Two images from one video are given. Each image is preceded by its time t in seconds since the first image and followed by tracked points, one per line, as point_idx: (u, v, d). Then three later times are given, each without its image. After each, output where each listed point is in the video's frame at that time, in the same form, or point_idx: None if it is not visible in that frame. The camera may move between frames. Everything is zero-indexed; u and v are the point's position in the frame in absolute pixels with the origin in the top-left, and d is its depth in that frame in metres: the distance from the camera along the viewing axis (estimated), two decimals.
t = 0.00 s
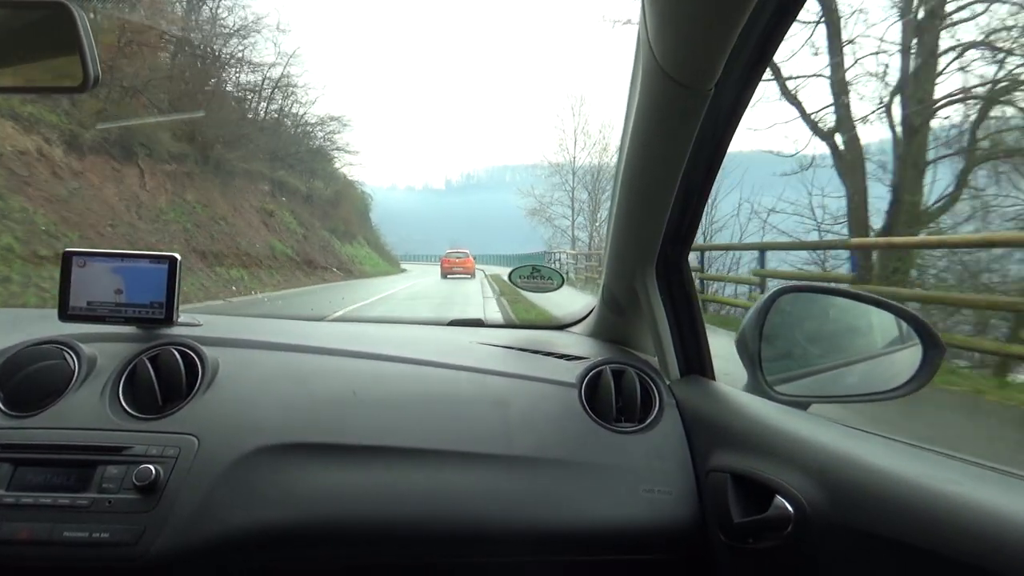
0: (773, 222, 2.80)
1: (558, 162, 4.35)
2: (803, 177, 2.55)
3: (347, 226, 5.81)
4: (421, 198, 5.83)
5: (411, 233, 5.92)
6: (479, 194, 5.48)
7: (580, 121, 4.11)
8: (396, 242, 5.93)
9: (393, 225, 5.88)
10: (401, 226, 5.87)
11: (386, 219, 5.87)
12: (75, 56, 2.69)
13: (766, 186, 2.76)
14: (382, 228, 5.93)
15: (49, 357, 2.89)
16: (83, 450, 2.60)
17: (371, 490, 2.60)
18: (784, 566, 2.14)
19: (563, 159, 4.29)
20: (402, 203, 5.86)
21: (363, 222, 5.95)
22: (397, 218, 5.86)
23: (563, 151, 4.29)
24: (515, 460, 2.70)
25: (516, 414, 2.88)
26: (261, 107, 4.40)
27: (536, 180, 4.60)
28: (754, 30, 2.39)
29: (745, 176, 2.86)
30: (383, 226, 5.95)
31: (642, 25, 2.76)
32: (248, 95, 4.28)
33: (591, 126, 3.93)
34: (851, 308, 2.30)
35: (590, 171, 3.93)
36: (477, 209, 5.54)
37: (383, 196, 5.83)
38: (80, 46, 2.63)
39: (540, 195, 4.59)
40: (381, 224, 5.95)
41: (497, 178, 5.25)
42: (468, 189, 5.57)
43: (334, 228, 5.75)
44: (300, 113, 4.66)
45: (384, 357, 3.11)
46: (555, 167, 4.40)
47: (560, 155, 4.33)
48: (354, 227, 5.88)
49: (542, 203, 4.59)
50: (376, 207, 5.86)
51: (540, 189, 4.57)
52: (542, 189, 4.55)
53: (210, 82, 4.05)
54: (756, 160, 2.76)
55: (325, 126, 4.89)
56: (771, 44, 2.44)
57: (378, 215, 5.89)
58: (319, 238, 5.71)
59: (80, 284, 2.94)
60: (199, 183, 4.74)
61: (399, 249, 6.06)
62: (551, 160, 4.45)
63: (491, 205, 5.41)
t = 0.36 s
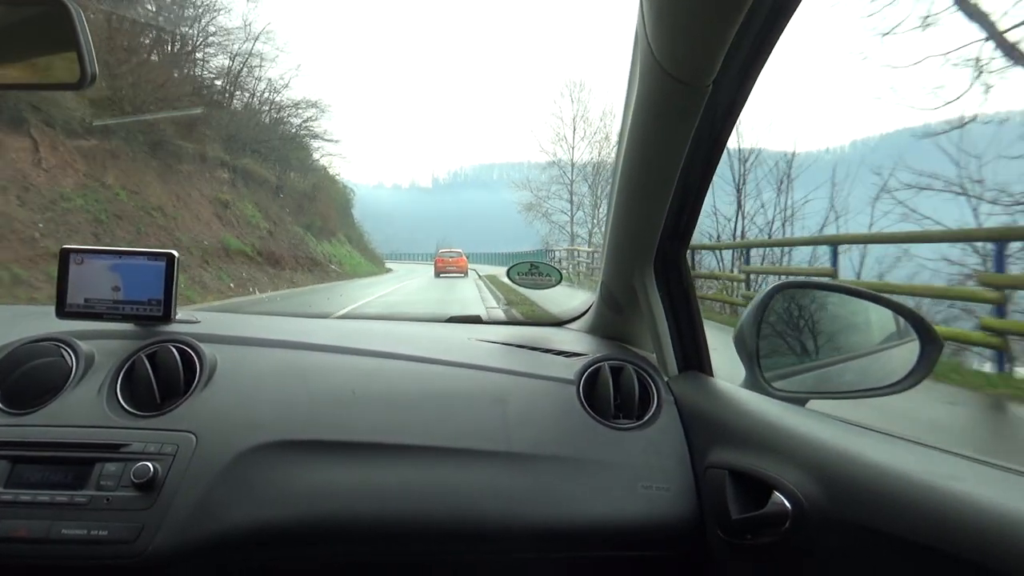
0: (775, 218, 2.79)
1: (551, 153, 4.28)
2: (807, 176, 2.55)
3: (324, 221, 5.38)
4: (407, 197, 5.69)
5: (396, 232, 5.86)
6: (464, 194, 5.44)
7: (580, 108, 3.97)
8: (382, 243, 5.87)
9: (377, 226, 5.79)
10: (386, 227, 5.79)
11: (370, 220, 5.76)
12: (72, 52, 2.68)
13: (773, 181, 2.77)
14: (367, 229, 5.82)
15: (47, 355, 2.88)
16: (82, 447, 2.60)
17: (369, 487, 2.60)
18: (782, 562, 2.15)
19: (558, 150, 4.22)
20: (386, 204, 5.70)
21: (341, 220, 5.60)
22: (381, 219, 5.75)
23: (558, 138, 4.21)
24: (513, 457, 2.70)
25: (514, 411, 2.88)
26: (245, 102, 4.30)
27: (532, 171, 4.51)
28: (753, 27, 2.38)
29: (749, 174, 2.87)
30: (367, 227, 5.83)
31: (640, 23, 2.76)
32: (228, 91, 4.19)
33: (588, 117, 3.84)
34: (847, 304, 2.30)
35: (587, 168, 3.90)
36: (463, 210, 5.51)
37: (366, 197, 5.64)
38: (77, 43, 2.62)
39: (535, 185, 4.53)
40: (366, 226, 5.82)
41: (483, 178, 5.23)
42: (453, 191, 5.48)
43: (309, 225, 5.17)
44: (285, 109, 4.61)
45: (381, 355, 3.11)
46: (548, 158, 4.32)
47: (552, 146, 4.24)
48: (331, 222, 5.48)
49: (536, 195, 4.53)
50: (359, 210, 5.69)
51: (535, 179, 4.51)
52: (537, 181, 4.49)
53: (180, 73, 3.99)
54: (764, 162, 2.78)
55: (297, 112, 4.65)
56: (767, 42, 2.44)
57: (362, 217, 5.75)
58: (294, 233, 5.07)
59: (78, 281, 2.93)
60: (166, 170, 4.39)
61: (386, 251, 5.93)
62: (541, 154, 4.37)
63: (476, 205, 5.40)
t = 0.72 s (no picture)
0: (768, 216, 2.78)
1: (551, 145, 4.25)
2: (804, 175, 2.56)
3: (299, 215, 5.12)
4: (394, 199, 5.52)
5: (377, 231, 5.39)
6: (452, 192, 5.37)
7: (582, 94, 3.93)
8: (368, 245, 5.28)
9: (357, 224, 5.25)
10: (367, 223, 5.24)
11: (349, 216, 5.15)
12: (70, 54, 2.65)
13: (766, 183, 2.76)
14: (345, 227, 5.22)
15: (45, 357, 2.88)
16: (80, 449, 2.59)
17: (370, 488, 2.61)
18: (781, 562, 2.16)
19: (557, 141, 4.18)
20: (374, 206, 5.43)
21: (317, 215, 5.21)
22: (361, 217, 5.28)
23: (558, 126, 4.18)
24: (512, 458, 2.70)
25: (513, 411, 2.88)
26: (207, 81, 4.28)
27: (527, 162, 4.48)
28: (751, 27, 2.38)
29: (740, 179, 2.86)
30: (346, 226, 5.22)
31: (638, 24, 2.76)
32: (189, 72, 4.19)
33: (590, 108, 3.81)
34: (845, 305, 2.31)
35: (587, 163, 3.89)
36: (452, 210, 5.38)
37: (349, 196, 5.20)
38: (75, 45, 2.61)
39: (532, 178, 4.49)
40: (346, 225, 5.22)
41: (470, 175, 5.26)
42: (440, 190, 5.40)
43: (279, 220, 5.00)
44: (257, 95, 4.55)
45: (380, 356, 3.11)
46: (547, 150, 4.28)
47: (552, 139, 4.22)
48: (308, 217, 5.17)
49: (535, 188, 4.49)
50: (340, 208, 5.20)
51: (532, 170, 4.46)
52: (535, 175, 4.45)
53: (149, 58, 3.95)
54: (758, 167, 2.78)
55: (273, 96, 4.61)
56: (765, 42, 2.44)
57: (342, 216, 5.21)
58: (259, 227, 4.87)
59: (76, 283, 2.92)
60: (103, 155, 4.07)
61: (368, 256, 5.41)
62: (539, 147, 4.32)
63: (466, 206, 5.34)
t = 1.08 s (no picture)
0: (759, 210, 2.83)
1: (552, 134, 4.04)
2: (803, 168, 2.56)
3: (268, 208, 4.58)
4: (380, 199, 5.35)
5: (368, 234, 5.39)
6: (440, 191, 5.23)
7: (585, 78, 3.75)
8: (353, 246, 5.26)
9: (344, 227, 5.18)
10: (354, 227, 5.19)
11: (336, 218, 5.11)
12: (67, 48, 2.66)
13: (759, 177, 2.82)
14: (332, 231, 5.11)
15: (43, 352, 2.87)
16: (79, 444, 2.59)
17: (369, 482, 2.61)
18: (779, 554, 2.17)
19: (558, 128, 4.00)
20: (361, 206, 5.29)
21: (294, 209, 4.75)
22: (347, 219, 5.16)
23: (558, 111, 3.98)
24: (511, 451, 2.71)
25: (512, 405, 2.88)
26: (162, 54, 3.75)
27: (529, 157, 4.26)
28: (750, 21, 2.37)
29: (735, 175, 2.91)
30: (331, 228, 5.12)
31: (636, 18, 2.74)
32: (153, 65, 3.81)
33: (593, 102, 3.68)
34: (843, 297, 2.33)
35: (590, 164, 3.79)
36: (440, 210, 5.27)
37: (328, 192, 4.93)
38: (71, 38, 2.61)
39: (530, 168, 4.28)
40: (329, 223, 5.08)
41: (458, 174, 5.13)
42: (426, 188, 5.28)
43: (243, 214, 4.47)
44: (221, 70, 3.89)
45: (378, 350, 3.10)
46: (548, 139, 4.08)
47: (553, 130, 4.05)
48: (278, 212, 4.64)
49: (533, 177, 4.29)
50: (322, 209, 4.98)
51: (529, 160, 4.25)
52: (534, 167, 4.25)
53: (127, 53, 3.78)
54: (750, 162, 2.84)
55: (240, 73, 3.97)
56: (764, 36, 2.44)
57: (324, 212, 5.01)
58: (214, 220, 4.30)
59: (74, 278, 2.92)
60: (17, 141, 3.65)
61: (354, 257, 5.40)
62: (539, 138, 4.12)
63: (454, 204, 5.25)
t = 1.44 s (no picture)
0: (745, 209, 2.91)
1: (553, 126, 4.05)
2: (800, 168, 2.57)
3: (230, 200, 4.42)
4: (367, 198, 5.33)
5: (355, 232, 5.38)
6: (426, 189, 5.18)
7: (594, 62, 3.67)
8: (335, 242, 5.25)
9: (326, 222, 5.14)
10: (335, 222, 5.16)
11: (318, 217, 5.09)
12: (62, 54, 2.66)
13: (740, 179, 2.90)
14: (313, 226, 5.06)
15: (39, 357, 2.87)
16: (76, 449, 2.59)
17: (366, 486, 2.61)
18: (777, 556, 2.17)
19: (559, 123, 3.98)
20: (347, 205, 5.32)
21: (261, 202, 4.62)
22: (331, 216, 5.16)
23: (561, 97, 3.94)
24: (509, 455, 2.71)
25: (510, 408, 2.88)
26: (146, 60, 3.90)
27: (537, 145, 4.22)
28: (745, 23, 2.38)
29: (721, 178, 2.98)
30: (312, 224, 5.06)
31: (632, 21, 2.75)
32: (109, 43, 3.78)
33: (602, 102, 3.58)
34: (843, 300, 2.35)
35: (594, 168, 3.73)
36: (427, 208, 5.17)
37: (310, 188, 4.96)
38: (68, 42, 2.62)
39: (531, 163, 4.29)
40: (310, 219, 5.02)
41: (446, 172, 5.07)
42: (414, 187, 5.22)
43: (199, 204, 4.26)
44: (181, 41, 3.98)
45: (376, 354, 3.10)
46: (551, 127, 4.06)
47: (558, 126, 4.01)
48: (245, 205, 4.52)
49: (534, 171, 4.28)
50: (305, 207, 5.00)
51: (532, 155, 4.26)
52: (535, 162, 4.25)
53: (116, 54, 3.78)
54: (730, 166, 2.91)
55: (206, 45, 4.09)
56: (759, 40, 2.45)
57: (307, 209, 4.99)
58: (157, 210, 4.06)
59: (70, 282, 2.92)
60: None
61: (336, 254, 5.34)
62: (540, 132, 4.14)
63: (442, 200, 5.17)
